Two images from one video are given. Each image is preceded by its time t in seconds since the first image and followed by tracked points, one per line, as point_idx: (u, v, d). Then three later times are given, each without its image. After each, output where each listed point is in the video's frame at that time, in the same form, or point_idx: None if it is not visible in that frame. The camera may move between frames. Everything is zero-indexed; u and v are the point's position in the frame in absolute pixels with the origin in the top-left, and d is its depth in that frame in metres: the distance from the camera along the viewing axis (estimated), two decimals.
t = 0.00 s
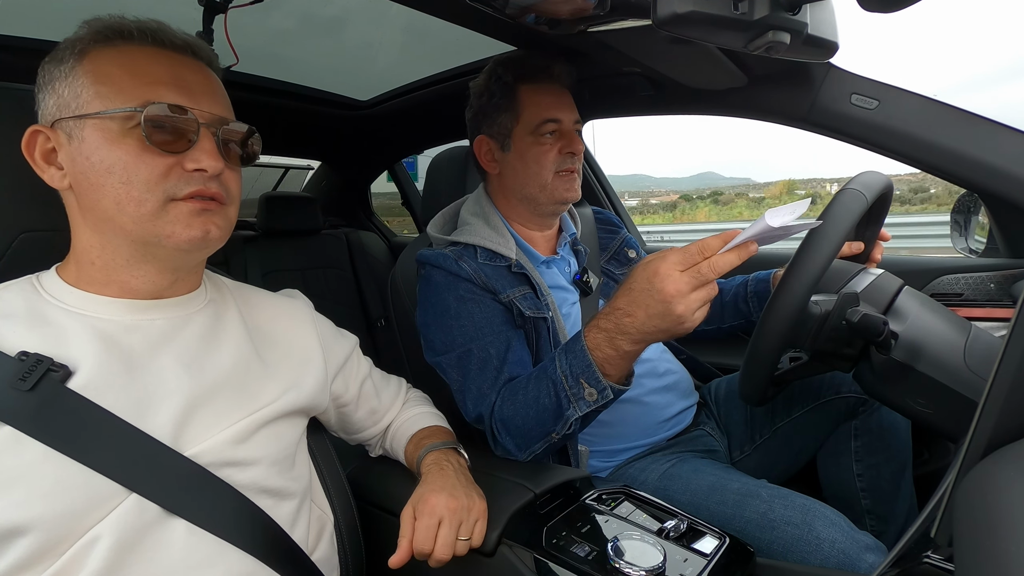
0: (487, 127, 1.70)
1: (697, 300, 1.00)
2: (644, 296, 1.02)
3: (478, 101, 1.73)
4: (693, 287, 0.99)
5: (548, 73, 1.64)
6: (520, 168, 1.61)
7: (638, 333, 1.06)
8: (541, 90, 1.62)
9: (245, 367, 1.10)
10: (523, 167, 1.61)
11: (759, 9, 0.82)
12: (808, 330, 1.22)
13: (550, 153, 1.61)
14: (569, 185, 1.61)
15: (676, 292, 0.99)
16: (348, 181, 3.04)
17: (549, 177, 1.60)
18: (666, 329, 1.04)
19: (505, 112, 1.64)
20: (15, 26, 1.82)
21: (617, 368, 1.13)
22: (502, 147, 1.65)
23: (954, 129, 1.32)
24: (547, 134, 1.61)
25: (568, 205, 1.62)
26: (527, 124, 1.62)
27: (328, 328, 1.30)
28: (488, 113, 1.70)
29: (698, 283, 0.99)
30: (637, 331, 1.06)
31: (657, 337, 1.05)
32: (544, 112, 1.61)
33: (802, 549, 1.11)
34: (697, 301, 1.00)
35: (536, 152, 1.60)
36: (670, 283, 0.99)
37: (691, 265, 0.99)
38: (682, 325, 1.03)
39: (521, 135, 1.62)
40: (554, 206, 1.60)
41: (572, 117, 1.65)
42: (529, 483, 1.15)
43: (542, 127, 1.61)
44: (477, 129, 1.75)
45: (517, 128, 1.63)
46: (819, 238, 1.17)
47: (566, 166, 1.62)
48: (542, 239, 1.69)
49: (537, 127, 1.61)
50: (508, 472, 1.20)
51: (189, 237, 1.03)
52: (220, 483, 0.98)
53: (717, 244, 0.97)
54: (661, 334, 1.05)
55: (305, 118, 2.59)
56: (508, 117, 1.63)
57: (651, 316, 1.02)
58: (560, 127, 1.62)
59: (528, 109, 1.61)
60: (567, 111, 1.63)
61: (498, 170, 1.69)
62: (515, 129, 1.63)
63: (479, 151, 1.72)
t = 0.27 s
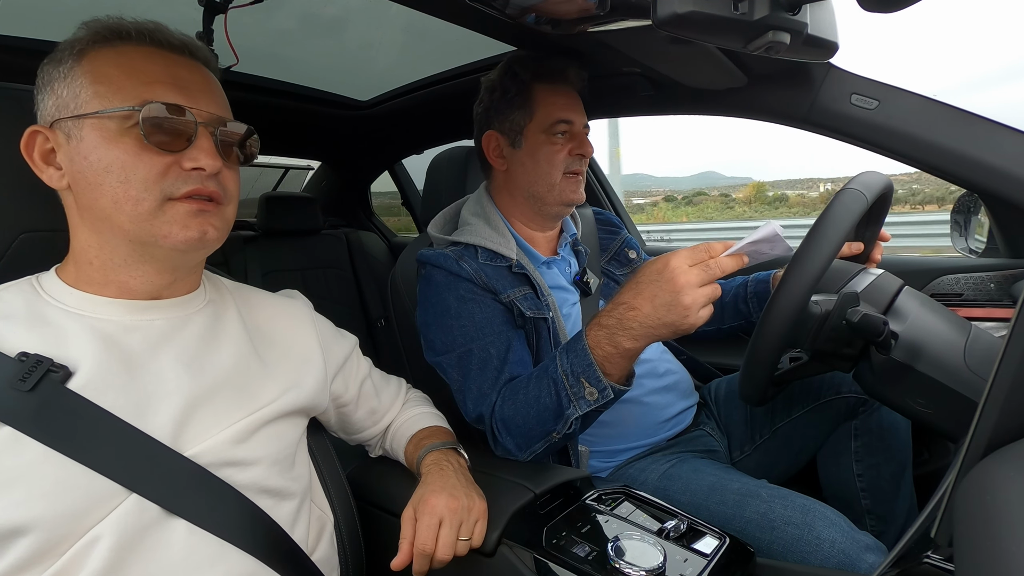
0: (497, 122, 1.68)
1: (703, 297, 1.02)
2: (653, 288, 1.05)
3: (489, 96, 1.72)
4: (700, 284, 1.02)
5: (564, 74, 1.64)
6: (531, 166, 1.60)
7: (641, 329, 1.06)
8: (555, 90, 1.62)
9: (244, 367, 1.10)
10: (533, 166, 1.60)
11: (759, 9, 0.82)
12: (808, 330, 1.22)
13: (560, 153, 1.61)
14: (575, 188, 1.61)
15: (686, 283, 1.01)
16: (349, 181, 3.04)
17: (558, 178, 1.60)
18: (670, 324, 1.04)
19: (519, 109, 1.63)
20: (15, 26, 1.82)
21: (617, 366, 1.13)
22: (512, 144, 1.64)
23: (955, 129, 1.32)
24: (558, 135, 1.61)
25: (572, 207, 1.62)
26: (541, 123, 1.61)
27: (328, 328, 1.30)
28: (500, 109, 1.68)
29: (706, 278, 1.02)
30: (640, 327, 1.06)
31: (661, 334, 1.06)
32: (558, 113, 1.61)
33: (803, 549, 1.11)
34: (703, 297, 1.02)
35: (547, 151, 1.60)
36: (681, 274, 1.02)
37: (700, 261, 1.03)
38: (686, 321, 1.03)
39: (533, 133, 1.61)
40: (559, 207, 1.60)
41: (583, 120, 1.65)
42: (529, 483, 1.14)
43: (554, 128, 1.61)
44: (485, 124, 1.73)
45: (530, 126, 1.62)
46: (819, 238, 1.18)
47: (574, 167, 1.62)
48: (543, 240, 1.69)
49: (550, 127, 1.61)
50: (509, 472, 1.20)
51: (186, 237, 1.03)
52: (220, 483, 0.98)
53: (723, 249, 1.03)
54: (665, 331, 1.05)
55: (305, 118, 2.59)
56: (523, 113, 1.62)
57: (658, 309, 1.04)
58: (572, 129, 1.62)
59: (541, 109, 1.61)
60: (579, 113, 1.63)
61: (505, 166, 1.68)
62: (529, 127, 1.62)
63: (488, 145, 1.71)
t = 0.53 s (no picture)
0: (498, 123, 1.68)
1: (707, 298, 1.02)
2: (656, 288, 1.05)
3: (489, 96, 1.72)
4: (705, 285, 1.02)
5: (563, 74, 1.64)
6: (530, 166, 1.60)
7: (645, 329, 1.06)
8: (555, 91, 1.62)
9: (245, 367, 1.10)
10: (532, 166, 1.60)
11: (759, 9, 0.82)
12: (809, 330, 1.22)
13: (559, 153, 1.60)
14: (575, 188, 1.61)
15: (690, 283, 1.01)
16: (348, 181, 3.04)
17: (557, 178, 1.60)
18: (674, 323, 1.04)
19: (519, 110, 1.63)
20: (15, 26, 1.82)
21: (621, 367, 1.13)
22: (512, 144, 1.64)
23: (955, 129, 1.32)
24: (557, 135, 1.61)
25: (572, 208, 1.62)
26: (539, 123, 1.61)
27: (328, 328, 1.30)
28: (500, 109, 1.68)
29: (711, 279, 1.02)
30: (644, 326, 1.06)
31: (663, 334, 1.06)
32: (557, 113, 1.60)
33: (802, 549, 1.11)
34: (707, 298, 1.01)
35: (547, 151, 1.60)
36: (685, 274, 1.02)
37: (704, 262, 1.03)
38: (688, 321, 1.03)
39: (532, 133, 1.61)
40: (559, 208, 1.60)
41: (583, 120, 1.65)
42: (529, 482, 1.14)
43: (553, 127, 1.61)
44: (485, 125, 1.73)
45: (529, 126, 1.62)
46: (820, 237, 1.18)
47: (574, 168, 1.62)
48: (544, 240, 1.69)
49: (548, 127, 1.61)
50: (509, 472, 1.20)
51: (187, 239, 1.03)
52: (219, 483, 0.98)
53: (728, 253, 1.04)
54: (668, 331, 1.05)
55: (305, 118, 2.59)
56: (522, 114, 1.62)
57: (661, 308, 1.04)
58: (571, 128, 1.62)
59: (540, 109, 1.61)
60: (578, 113, 1.63)
61: (504, 166, 1.68)
62: (527, 128, 1.62)
63: (487, 146, 1.71)
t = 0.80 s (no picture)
0: (493, 126, 1.69)
1: (706, 298, 1.03)
2: (656, 288, 1.06)
3: (486, 99, 1.72)
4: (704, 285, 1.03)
5: (560, 76, 1.63)
6: (525, 170, 1.61)
7: (644, 329, 1.07)
8: (551, 93, 1.61)
9: (245, 366, 1.10)
10: (528, 170, 1.61)
11: (759, 9, 0.82)
12: (808, 329, 1.22)
13: (554, 157, 1.60)
14: (571, 191, 1.61)
15: (689, 283, 1.02)
16: (348, 181, 3.04)
17: (552, 182, 1.59)
18: (672, 323, 1.05)
19: (512, 114, 1.63)
20: (15, 26, 1.82)
21: (621, 368, 1.13)
22: (507, 148, 1.65)
23: (955, 129, 1.32)
24: (553, 138, 1.61)
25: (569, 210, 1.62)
26: (534, 127, 1.61)
27: (329, 327, 1.30)
28: (494, 112, 1.69)
29: (710, 279, 1.03)
30: (643, 327, 1.07)
31: (663, 335, 1.07)
32: (552, 117, 1.60)
33: (802, 549, 1.11)
34: (706, 298, 1.02)
35: (542, 156, 1.60)
36: (684, 273, 1.03)
37: (703, 263, 1.05)
38: (687, 320, 1.04)
39: (527, 138, 1.61)
40: (555, 211, 1.60)
41: (580, 122, 1.64)
42: (529, 482, 1.14)
43: (549, 131, 1.60)
44: (483, 127, 1.74)
45: (523, 130, 1.62)
46: (819, 238, 1.18)
47: (570, 171, 1.62)
48: (543, 240, 1.69)
49: (543, 131, 1.60)
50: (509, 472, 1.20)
51: (199, 241, 1.05)
52: (220, 482, 0.98)
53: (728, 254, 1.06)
54: (667, 332, 1.06)
55: (305, 118, 2.59)
56: (516, 120, 1.63)
57: (660, 308, 1.05)
58: (566, 131, 1.62)
59: (535, 112, 1.61)
60: (573, 117, 1.62)
61: (501, 169, 1.68)
62: (522, 132, 1.62)
63: (484, 150, 1.72)
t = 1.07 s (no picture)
0: (497, 123, 1.68)
1: (723, 312, 1.03)
2: (674, 297, 1.08)
3: (489, 97, 1.72)
4: (722, 298, 1.04)
5: (563, 74, 1.63)
6: (530, 168, 1.61)
7: (661, 339, 1.09)
8: (555, 92, 1.61)
9: (245, 366, 1.10)
10: (532, 168, 1.61)
11: (759, 8, 0.82)
12: (808, 329, 1.22)
13: (559, 155, 1.60)
14: (575, 190, 1.61)
15: (706, 294, 1.04)
16: (348, 180, 3.04)
17: (558, 180, 1.60)
18: (683, 331, 1.06)
19: (518, 112, 1.63)
20: (15, 25, 1.82)
21: (638, 378, 1.14)
22: (511, 146, 1.64)
23: (955, 129, 1.32)
24: (556, 137, 1.61)
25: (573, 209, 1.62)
26: (539, 125, 1.61)
27: (329, 327, 1.30)
28: (499, 111, 1.68)
29: (727, 293, 1.04)
30: (659, 335, 1.09)
31: (678, 345, 1.08)
32: (557, 116, 1.60)
33: (802, 549, 1.11)
34: (723, 311, 1.03)
35: (546, 154, 1.60)
36: (702, 285, 1.04)
37: (725, 276, 1.06)
38: (698, 330, 1.04)
39: (531, 136, 1.61)
40: (560, 209, 1.60)
41: (583, 121, 1.64)
42: (529, 482, 1.14)
43: (553, 129, 1.61)
44: (485, 125, 1.74)
45: (529, 129, 1.62)
46: (820, 237, 1.17)
47: (574, 170, 1.62)
48: (544, 239, 1.69)
49: (548, 129, 1.60)
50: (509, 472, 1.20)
51: (211, 234, 1.05)
52: (220, 482, 0.98)
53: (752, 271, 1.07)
54: (683, 343, 1.07)
55: (305, 118, 2.59)
56: (521, 118, 1.62)
57: (677, 319, 1.06)
58: (571, 130, 1.62)
59: (540, 110, 1.60)
60: (578, 115, 1.62)
61: (504, 168, 1.68)
62: (526, 130, 1.62)
63: (487, 147, 1.71)
